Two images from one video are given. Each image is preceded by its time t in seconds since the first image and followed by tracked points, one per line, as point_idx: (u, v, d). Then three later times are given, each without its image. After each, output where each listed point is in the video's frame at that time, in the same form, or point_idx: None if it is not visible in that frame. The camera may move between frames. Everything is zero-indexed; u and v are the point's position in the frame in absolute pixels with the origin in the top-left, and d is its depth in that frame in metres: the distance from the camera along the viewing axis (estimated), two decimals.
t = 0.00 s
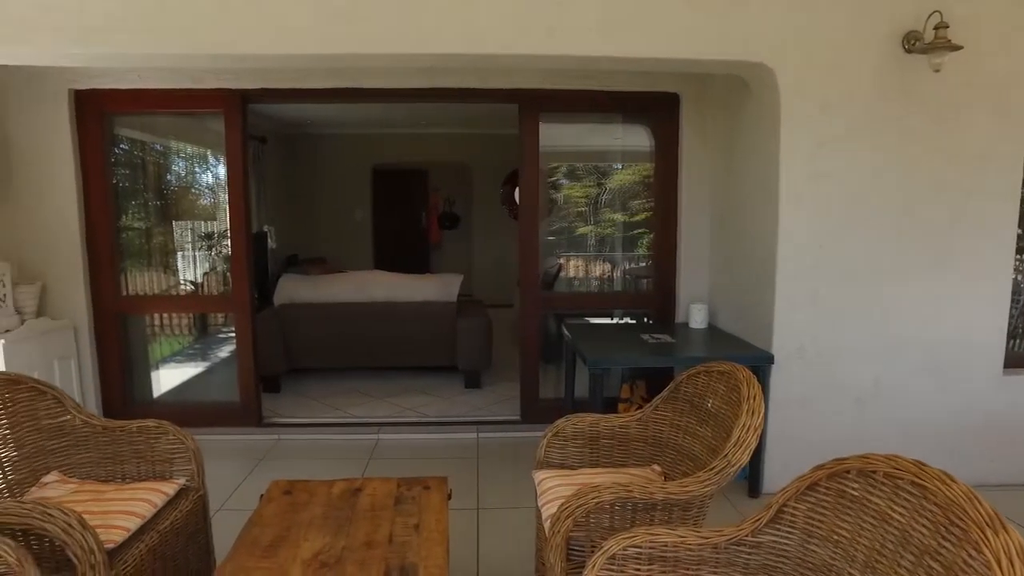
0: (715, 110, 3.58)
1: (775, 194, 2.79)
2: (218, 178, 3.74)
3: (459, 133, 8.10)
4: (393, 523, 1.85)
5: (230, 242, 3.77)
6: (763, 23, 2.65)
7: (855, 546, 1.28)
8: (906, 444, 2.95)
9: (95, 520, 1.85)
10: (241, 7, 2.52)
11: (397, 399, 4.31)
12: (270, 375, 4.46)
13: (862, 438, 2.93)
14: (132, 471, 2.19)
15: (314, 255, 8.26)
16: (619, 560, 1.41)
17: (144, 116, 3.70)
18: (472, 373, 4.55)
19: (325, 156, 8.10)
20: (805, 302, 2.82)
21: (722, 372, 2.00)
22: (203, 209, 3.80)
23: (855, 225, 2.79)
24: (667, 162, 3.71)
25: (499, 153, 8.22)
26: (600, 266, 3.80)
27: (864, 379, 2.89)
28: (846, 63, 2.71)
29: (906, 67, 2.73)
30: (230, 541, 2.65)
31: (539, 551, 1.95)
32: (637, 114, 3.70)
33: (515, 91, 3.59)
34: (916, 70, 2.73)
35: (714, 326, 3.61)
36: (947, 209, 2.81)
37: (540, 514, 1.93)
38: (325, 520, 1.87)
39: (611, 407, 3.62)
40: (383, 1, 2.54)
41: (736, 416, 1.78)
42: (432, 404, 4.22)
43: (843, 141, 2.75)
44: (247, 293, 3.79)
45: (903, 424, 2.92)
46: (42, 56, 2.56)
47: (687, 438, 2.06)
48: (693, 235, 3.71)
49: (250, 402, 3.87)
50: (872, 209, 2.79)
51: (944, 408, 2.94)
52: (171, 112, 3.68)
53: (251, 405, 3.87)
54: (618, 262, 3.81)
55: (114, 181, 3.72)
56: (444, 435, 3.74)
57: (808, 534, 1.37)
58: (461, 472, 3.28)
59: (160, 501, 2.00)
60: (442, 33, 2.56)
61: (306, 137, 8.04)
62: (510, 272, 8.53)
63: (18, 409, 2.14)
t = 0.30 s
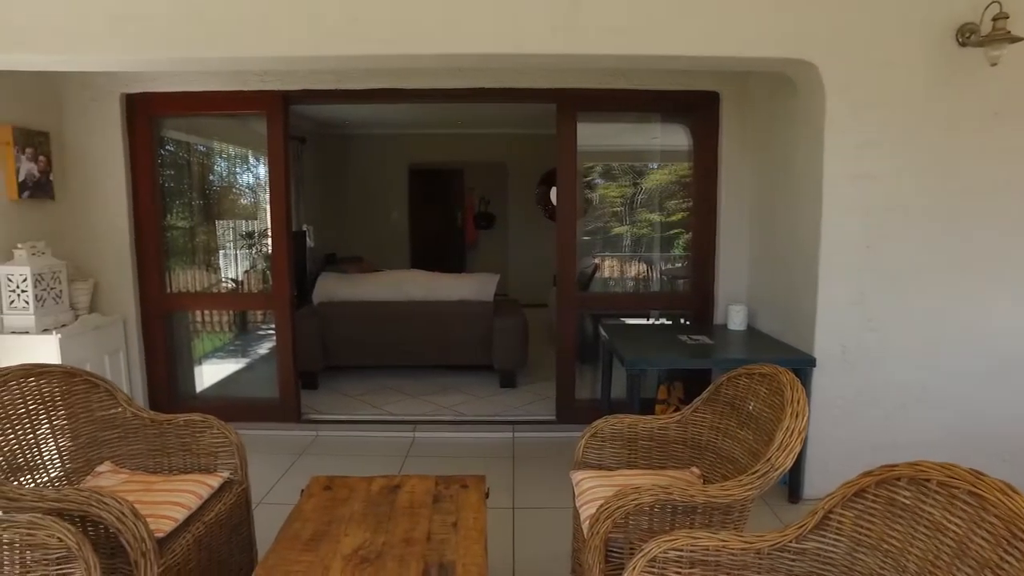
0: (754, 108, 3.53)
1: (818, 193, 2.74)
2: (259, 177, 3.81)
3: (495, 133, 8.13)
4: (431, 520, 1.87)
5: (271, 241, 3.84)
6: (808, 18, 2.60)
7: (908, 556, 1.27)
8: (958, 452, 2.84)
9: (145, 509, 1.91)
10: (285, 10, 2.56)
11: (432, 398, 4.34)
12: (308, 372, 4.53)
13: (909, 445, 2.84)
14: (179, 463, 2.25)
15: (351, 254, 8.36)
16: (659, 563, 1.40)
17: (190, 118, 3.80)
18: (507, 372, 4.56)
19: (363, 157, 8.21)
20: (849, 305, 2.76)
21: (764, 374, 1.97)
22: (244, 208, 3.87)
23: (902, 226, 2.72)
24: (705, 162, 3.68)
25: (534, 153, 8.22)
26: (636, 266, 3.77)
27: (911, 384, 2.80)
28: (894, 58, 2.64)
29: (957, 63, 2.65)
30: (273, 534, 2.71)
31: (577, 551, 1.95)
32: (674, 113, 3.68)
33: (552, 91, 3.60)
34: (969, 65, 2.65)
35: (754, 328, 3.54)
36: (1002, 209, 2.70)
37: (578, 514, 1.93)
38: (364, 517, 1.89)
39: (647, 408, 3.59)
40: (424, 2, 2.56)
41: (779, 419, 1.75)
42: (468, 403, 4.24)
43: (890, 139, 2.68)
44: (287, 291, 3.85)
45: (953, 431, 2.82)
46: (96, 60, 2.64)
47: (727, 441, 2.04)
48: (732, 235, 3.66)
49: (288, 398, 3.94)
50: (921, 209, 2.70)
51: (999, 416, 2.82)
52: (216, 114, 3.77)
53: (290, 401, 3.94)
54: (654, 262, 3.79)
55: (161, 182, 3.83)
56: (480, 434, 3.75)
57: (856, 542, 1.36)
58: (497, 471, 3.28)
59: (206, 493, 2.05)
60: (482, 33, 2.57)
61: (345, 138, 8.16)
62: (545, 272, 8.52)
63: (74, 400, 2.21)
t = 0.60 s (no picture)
0: (797, 107, 3.47)
1: (864, 193, 2.68)
2: (298, 177, 3.88)
3: (530, 132, 8.13)
4: (470, 519, 1.88)
5: (310, 240, 3.90)
6: (855, 13, 2.54)
7: (965, 567, 1.26)
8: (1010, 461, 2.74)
9: (192, 500, 1.97)
10: (328, 11, 2.61)
11: (468, 397, 4.37)
12: (345, 369, 4.59)
13: (958, 452, 2.75)
14: (223, 457, 2.30)
15: (387, 253, 8.45)
16: (702, 566, 1.38)
17: (233, 120, 3.89)
18: (542, 372, 4.56)
19: (399, 157, 8.28)
20: (896, 307, 2.69)
21: (808, 378, 1.93)
22: (283, 208, 3.94)
23: (953, 226, 2.64)
24: (745, 161, 3.63)
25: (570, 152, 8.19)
26: (674, 266, 3.73)
27: (961, 389, 2.72)
28: (947, 53, 2.56)
29: (1012, 57, 2.56)
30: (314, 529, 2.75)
31: (615, 555, 1.96)
32: (714, 112, 3.63)
33: (590, 90, 3.59)
34: None
35: (794, 330, 3.48)
36: None
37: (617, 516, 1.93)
38: (404, 513, 1.91)
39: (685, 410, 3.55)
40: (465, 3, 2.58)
41: (825, 424, 1.72)
42: (503, 402, 4.25)
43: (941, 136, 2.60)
44: (326, 290, 3.91)
45: (1005, 439, 2.73)
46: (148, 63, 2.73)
47: (770, 445, 2.01)
48: (773, 235, 3.59)
49: (326, 395, 4.00)
50: (972, 208, 2.62)
51: None
52: (259, 116, 3.84)
53: (327, 398, 4.00)
54: (692, 263, 3.74)
55: (206, 182, 3.93)
56: (515, 433, 3.76)
57: (909, 552, 1.35)
58: (533, 471, 3.28)
59: (250, 487, 2.10)
60: (521, 32, 2.58)
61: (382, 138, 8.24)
62: (580, 272, 8.47)
63: (125, 393, 2.27)
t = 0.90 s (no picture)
0: (839, 104, 3.40)
1: (911, 192, 2.61)
2: (332, 177, 3.93)
3: (563, 132, 8.12)
4: (508, 519, 1.87)
5: (346, 239, 3.95)
6: (904, 8, 2.48)
7: None
8: None
9: (234, 493, 2.00)
10: (368, 14, 2.64)
11: (501, 396, 4.37)
12: (380, 367, 4.64)
13: (1008, 459, 2.66)
14: (263, 452, 2.33)
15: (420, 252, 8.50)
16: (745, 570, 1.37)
17: (273, 121, 3.95)
18: (575, 372, 4.54)
19: (432, 156, 8.34)
20: (943, 310, 2.62)
21: (854, 381, 1.89)
22: (318, 207, 3.99)
23: (1004, 226, 2.55)
24: (784, 160, 3.57)
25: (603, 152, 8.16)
26: (709, 266, 3.68)
27: (1011, 395, 2.63)
28: (1000, 48, 2.48)
29: None
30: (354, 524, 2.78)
31: (652, 557, 1.95)
32: (753, 110, 3.58)
33: (627, 88, 3.57)
34: None
35: (835, 332, 3.41)
36: None
37: (655, 518, 1.92)
38: (442, 511, 1.92)
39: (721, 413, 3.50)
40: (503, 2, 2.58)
41: (872, 429, 1.68)
42: (536, 402, 4.25)
43: (993, 134, 2.52)
44: (361, 288, 3.95)
45: None
46: (195, 66, 2.80)
47: (812, 449, 1.97)
48: (812, 236, 3.53)
49: (360, 392, 4.04)
50: None
51: None
52: (296, 116, 3.90)
53: (361, 395, 4.04)
54: (727, 264, 3.68)
55: (246, 182, 4.00)
56: (550, 433, 3.76)
57: (965, 564, 1.33)
58: (567, 471, 3.28)
59: (289, 481, 2.12)
60: (558, 32, 2.58)
61: (416, 138, 8.30)
62: (613, 272, 8.42)
63: (170, 387, 2.32)
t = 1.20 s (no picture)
0: (888, 102, 3.31)
1: (967, 191, 2.52)
2: (369, 177, 3.96)
3: (599, 131, 8.08)
4: (551, 518, 1.87)
5: (385, 237, 3.98)
6: None
7: None
8: None
9: (280, 487, 2.03)
10: (410, 14, 2.66)
11: (538, 395, 4.37)
12: (417, 365, 4.66)
13: None
14: (307, 448, 2.37)
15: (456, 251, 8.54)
16: None
17: (314, 121, 4.00)
18: (612, 372, 4.51)
19: (469, 156, 8.37)
20: (1001, 313, 2.52)
21: (909, 386, 1.84)
22: (353, 206, 4.02)
23: None
24: (829, 159, 3.49)
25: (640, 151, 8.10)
26: (749, 267, 3.61)
27: None
28: None
29: None
30: (397, 520, 2.80)
31: (698, 561, 1.92)
32: (797, 108, 3.50)
33: (668, 87, 3.54)
34: None
35: (883, 335, 3.32)
36: None
37: (701, 522, 1.89)
38: (485, 509, 1.93)
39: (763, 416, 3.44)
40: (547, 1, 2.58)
41: (930, 435, 1.63)
42: (573, 402, 4.23)
43: None
44: (400, 286, 3.97)
45: None
46: (242, 67, 2.86)
47: (863, 454, 1.93)
48: (859, 235, 3.45)
49: (398, 390, 4.07)
50: None
51: None
52: (336, 116, 3.95)
53: (400, 393, 4.07)
54: (769, 264, 3.60)
55: (288, 180, 4.06)
56: (588, 433, 3.74)
57: None
58: (605, 472, 3.26)
59: (333, 477, 2.14)
60: (601, 30, 2.57)
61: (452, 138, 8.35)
62: (649, 272, 8.35)
63: (217, 382, 2.36)
